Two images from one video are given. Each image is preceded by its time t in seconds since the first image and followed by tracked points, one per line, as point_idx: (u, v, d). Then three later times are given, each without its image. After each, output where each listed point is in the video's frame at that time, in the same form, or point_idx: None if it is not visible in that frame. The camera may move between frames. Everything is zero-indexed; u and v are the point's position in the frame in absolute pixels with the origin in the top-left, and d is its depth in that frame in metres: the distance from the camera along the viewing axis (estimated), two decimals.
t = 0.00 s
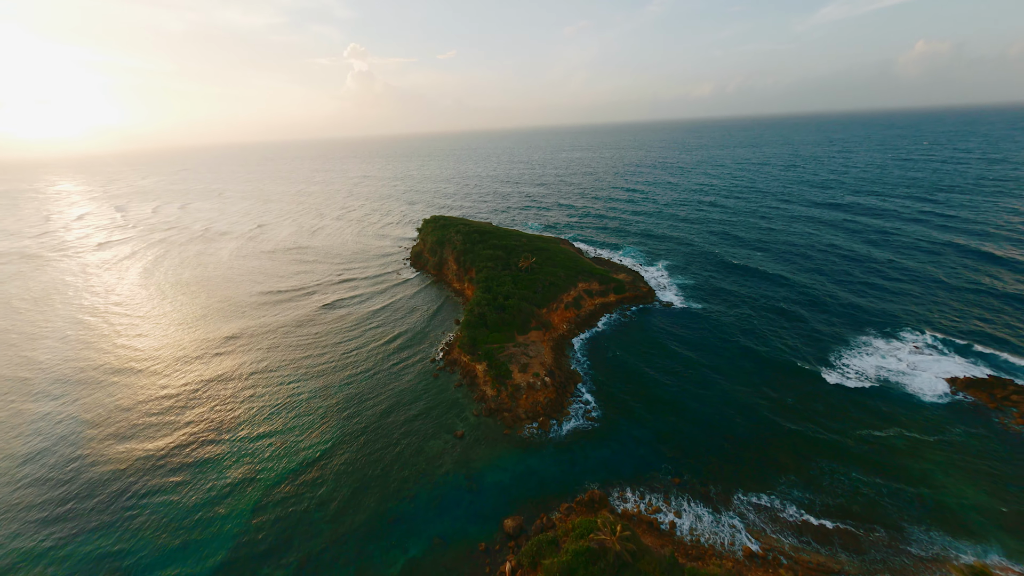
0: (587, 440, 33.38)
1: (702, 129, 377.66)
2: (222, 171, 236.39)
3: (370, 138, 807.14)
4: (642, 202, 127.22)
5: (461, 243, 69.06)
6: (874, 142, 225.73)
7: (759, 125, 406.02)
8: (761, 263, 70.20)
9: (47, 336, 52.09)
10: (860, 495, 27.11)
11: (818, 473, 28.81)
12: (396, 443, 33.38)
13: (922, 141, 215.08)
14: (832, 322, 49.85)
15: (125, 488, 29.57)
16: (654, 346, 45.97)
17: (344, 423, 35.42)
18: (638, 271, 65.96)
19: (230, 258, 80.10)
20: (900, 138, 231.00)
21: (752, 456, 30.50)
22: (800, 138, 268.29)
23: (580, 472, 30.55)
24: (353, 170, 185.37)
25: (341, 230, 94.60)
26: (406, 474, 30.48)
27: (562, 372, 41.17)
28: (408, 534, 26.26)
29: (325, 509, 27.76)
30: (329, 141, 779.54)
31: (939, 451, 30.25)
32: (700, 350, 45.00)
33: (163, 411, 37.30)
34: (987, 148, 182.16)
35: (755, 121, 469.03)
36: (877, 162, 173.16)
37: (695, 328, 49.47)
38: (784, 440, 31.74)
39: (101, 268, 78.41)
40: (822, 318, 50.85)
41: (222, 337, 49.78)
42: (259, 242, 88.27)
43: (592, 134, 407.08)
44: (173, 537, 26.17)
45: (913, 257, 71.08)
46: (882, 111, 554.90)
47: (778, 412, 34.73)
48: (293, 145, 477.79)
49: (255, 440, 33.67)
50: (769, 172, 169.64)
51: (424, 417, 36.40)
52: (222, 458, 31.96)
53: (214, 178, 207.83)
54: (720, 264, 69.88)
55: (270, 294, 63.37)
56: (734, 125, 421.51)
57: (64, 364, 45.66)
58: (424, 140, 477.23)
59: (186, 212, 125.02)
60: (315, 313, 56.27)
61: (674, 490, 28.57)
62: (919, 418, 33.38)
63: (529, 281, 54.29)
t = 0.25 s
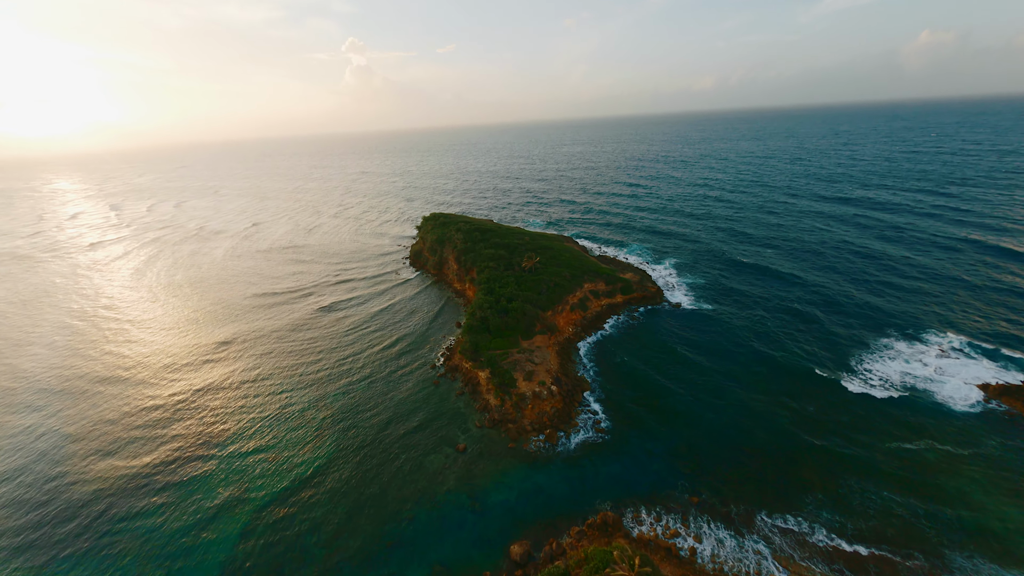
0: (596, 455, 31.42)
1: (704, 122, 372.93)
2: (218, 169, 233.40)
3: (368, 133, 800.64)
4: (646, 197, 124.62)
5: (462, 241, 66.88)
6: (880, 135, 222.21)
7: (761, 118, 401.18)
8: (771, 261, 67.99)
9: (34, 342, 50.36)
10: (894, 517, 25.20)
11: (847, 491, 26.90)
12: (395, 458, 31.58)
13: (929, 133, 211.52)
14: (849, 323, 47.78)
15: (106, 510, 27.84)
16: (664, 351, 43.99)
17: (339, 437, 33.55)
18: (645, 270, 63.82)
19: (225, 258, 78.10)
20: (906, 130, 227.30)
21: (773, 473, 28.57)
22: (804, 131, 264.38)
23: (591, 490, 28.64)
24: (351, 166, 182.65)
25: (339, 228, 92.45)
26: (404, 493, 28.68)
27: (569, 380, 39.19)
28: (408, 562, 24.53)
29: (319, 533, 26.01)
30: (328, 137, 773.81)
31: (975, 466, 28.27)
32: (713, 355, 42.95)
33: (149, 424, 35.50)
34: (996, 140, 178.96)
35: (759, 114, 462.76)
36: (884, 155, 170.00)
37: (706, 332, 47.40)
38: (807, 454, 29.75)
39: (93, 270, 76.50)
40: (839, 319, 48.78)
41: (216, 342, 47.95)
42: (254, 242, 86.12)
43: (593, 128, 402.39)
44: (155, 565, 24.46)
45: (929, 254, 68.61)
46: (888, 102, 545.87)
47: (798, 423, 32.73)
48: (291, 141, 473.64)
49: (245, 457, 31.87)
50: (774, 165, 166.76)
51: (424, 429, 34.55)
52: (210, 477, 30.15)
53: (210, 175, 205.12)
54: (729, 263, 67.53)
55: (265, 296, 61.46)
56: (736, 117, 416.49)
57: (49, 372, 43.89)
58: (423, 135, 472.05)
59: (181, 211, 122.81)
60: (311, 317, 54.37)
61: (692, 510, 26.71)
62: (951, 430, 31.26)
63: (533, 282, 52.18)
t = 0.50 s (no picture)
0: (608, 471, 29.47)
1: (706, 115, 368.43)
2: (214, 166, 230.27)
3: (366, 129, 794.12)
4: (649, 193, 122.01)
5: (462, 240, 64.53)
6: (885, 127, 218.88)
7: (763, 110, 396.65)
8: (782, 259, 65.78)
9: (19, 350, 48.52)
10: (933, 543, 23.29)
11: (880, 513, 24.99)
12: (393, 477, 29.77)
13: (935, 125, 208.21)
14: (868, 325, 45.70)
15: (85, 536, 26.15)
16: (675, 356, 41.94)
17: (334, 453, 31.72)
18: (652, 269, 61.56)
19: (219, 260, 75.98)
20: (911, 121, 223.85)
21: (799, 492, 26.65)
22: (807, 123, 260.73)
23: (603, 511, 26.75)
24: (348, 163, 179.79)
25: (335, 226, 90.06)
26: (403, 517, 26.87)
27: (577, 389, 37.11)
28: None
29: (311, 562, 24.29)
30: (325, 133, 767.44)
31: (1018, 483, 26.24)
32: (727, 360, 40.92)
33: (134, 440, 33.71)
34: (1003, 131, 176.01)
35: (761, 107, 457.24)
36: (891, 147, 167.00)
37: (718, 335, 45.33)
38: (834, 471, 27.82)
39: (83, 273, 74.44)
40: (857, 321, 46.68)
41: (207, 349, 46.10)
42: (249, 242, 83.98)
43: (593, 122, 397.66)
44: None
45: (945, 250, 66.24)
46: (892, 94, 539.37)
47: (822, 436, 30.74)
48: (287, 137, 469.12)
49: (235, 476, 30.11)
50: (778, 159, 163.85)
51: (425, 444, 32.67)
52: (196, 498, 28.39)
53: (205, 173, 202.05)
54: (738, 261, 65.29)
55: (259, 299, 59.36)
56: (738, 110, 411.72)
57: (32, 382, 42.05)
58: (421, 130, 467.35)
59: (175, 210, 120.39)
60: (307, 321, 52.39)
61: (713, 534, 24.82)
62: (986, 443, 29.25)
63: (537, 283, 49.96)
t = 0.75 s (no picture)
0: (620, 490, 27.57)
1: (705, 108, 365.34)
2: (209, 165, 227.48)
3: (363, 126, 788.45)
4: (651, 188, 119.63)
5: (461, 240, 62.28)
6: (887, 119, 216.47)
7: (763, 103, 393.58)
8: (792, 257, 63.70)
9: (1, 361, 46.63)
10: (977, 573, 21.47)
11: (917, 539, 23.14)
12: (390, 497, 27.89)
13: (939, 116, 205.84)
14: (887, 327, 43.66)
15: (59, 566, 24.37)
16: (686, 362, 39.97)
17: (328, 472, 29.86)
18: (658, 268, 59.43)
19: (211, 262, 73.95)
20: (914, 113, 221.53)
21: (826, 514, 24.83)
22: (809, 116, 257.95)
23: (617, 537, 24.81)
24: (345, 160, 177.14)
25: (331, 226, 87.79)
26: (402, 544, 24.98)
27: (585, 399, 35.13)
28: None
29: None
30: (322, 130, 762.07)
31: None
32: (741, 367, 38.97)
33: (116, 458, 31.84)
34: (1009, 122, 173.64)
35: (762, 100, 452.66)
36: (895, 140, 164.73)
37: (730, 339, 43.34)
38: (863, 490, 25.95)
39: (72, 277, 72.44)
40: (874, 322, 44.75)
41: (193, 360, 43.94)
42: (242, 243, 81.79)
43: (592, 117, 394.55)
44: None
45: (961, 246, 63.98)
46: (892, 86, 536.03)
47: (847, 450, 28.89)
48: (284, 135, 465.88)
49: (221, 497, 28.20)
50: (781, 153, 161.54)
51: (424, 460, 30.77)
52: (179, 525, 26.45)
53: (200, 172, 199.24)
54: (746, 259, 63.13)
55: (251, 303, 57.23)
56: (738, 104, 408.64)
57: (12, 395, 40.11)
58: (419, 127, 462.72)
59: (168, 210, 118.16)
60: (301, 328, 50.36)
61: (737, 563, 22.98)
62: None
63: (539, 286, 47.74)
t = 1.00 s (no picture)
0: (636, 513, 25.65)
1: (704, 102, 361.88)
2: (202, 165, 223.60)
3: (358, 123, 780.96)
4: (653, 184, 117.32)
5: (459, 240, 60.01)
6: (889, 111, 214.03)
7: (762, 96, 390.14)
8: (802, 254, 61.72)
9: None
10: None
11: (961, 568, 21.36)
12: (387, 524, 25.99)
13: (941, 107, 203.45)
14: (907, 328, 41.75)
15: None
16: (699, 369, 37.96)
17: (321, 494, 28.00)
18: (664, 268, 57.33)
19: (202, 266, 71.62)
20: (915, 105, 219.18)
21: (858, 540, 23.01)
22: (809, 109, 255.26)
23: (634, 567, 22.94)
24: (340, 159, 173.99)
25: (325, 226, 85.34)
26: None
27: (594, 411, 33.05)
28: None
29: None
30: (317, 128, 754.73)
31: None
32: (757, 373, 37.01)
33: (95, 483, 29.93)
34: (1013, 112, 171.52)
35: (761, 93, 448.34)
36: (899, 132, 162.42)
37: (743, 343, 41.33)
38: (896, 512, 24.13)
39: (57, 284, 70.05)
40: (892, 323, 42.84)
41: (179, 373, 41.86)
42: (233, 245, 79.39)
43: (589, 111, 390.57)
44: None
45: (977, 241, 61.73)
46: (891, 77, 533.07)
47: (877, 466, 27.01)
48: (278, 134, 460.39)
49: (206, 525, 26.37)
50: (783, 146, 159.11)
51: (424, 481, 28.84)
52: (159, 559, 24.56)
53: (192, 172, 195.78)
54: (755, 257, 61.11)
55: (242, 310, 55.05)
56: (736, 97, 405.24)
57: None
58: (415, 124, 458.06)
59: (159, 212, 115.35)
60: (294, 335, 48.26)
61: None
62: None
63: (542, 288, 45.55)
